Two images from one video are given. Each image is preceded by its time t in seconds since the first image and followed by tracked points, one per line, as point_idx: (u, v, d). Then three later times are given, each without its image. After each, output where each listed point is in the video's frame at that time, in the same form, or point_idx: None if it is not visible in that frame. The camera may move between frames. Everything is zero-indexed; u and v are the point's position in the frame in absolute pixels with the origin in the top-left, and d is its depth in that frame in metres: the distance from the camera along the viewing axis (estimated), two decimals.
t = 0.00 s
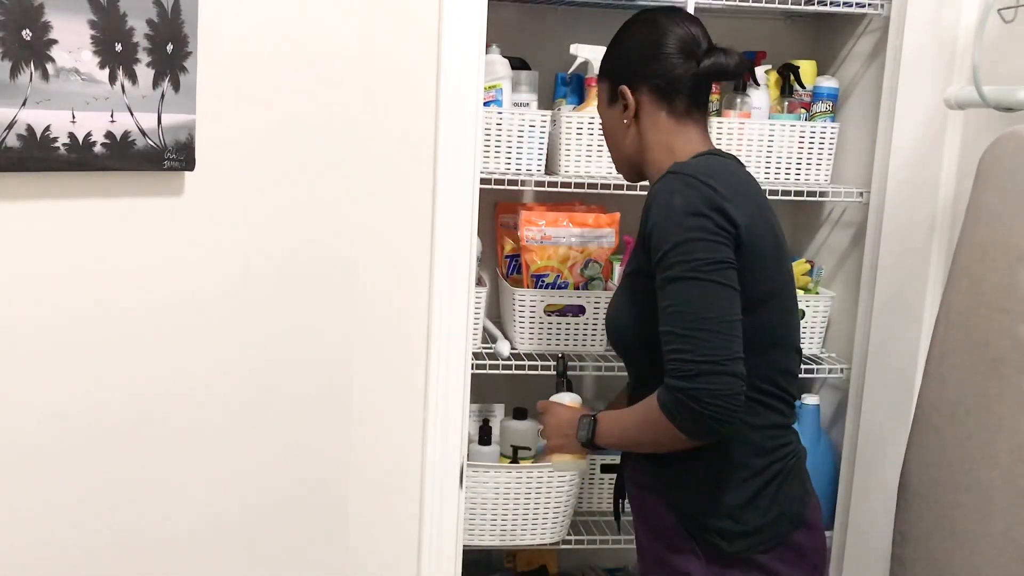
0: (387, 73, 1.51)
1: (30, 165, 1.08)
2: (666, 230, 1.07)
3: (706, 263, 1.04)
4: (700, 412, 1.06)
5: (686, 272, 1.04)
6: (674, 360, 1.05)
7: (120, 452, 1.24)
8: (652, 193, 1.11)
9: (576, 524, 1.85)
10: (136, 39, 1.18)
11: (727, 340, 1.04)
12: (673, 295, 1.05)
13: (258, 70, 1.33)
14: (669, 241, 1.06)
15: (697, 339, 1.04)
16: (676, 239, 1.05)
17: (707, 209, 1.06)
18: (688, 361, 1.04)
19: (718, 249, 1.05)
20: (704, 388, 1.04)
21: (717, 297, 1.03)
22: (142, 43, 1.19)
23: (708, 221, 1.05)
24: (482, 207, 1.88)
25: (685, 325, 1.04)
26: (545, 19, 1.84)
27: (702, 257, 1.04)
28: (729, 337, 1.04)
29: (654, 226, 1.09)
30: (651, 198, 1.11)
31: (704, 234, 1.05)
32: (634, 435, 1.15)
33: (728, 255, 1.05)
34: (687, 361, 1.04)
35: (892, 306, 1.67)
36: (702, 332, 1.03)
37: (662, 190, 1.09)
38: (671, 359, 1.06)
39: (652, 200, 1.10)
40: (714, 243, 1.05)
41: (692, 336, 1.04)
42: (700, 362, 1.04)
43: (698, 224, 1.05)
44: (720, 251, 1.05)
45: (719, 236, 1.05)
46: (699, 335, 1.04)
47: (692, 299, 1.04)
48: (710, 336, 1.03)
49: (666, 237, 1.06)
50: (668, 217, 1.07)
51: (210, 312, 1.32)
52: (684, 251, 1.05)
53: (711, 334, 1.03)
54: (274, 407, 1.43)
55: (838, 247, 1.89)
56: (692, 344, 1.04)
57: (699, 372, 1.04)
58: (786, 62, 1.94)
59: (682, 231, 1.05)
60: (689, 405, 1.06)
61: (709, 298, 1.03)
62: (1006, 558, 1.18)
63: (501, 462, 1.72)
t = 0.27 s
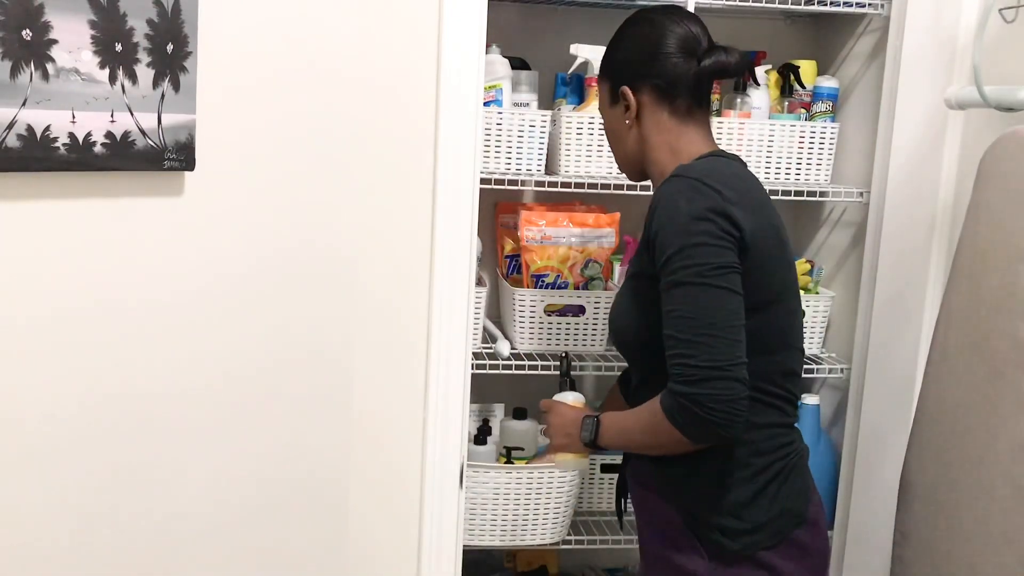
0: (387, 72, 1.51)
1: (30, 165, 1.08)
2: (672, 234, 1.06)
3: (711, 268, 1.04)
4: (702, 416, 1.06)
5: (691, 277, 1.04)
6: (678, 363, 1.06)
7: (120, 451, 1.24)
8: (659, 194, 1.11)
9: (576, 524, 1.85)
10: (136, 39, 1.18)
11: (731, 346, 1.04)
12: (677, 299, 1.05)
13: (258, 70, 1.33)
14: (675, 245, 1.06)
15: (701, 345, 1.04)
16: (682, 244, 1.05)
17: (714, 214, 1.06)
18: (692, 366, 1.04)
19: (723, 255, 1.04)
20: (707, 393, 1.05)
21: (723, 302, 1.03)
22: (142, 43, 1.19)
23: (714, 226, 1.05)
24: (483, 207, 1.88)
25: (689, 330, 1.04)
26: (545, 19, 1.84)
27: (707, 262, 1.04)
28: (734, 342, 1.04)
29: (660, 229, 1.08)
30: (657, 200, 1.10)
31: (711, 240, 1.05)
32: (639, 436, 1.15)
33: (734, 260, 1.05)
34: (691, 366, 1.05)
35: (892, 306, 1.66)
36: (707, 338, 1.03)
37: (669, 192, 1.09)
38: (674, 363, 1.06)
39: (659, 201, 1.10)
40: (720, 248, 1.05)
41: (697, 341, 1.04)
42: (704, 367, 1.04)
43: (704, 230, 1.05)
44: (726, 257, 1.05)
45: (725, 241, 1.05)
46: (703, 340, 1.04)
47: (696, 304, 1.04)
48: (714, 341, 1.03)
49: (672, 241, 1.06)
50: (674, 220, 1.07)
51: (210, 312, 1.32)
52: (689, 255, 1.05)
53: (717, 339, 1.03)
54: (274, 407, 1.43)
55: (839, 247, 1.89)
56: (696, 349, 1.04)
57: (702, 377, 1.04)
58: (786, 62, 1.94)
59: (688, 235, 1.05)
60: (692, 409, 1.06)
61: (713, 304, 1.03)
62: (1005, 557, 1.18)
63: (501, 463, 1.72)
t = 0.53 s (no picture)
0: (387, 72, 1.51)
1: (30, 165, 1.08)
2: (678, 236, 1.06)
3: (717, 275, 1.03)
4: (696, 422, 1.06)
5: (695, 283, 1.04)
6: (678, 366, 1.05)
7: (120, 451, 1.24)
8: (668, 195, 1.10)
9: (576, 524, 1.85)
10: (136, 39, 1.18)
11: (732, 355, 1.04)
12: (680, 303, 1.05)
13: (258, 70, 1.33)
14: (681, 248, 1.05)
15: (702, 351, 1.04)
16: (688, 248, 1.05)
17: (723, 219, 1.05)
18: (692, 371, 1.05)
19: (729, 262, 1.04)
20: (704, 400, 1.05)
21: (726, 310, 1.03)
22: (142, 43, 1.19)
23: (722, 232, 1.05)
24: (482, 207, 1.88)
25: (690, 336, 1.04)
26: (544, 19, 1.84)
27: (712, 268, 1.03)
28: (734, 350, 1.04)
29: (666, 230, 1.08)
30: (666, 200, 1.10)
31: (718, 246, 1.04)
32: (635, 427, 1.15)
33: (739, 267, 1.05)
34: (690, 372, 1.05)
35: (893, 307, 1.66)
36: (708, 344, 1.04)
37: (678, 193, 1.08)
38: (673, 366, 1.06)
39: (668, 202, 1.09)
40: (726, 255, 1.04)
41: (698, 347, 1.04)
42: (704, 374, 1.04)
43: (711, 235, 1.05)
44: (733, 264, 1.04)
45: (732, 248, 1.05)
46: (705, 345, 1.04)
47: (700, 309, 1.04)
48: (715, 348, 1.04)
49: (678, 244, 1.06)
50: (681, 222, 1.06)
51: (210, 312, 1.32)
52: (694, 260, 1.04)
53: (718, 346, 1.04)
54: (274, 407, 1.43)
55: (838, 247, 1.89)
56: (697, 355, 1.04)
57: (703, 384, 1.04)
58: (786, 62, 1.94)
59: (693, 241, 1.05)
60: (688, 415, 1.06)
61: (717, 311, 1.03)
62: (1006, 558, 1.18)
63: (502, 462, 1.72)
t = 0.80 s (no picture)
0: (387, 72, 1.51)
1: (30, 165, 1.08)
2: (685, 247, 1.09)
3: (712, 293, 1.07)
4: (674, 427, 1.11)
5: (694, 297, 1.07)
6: (669, 372, 1.09)
7: (121, 451, 1.24)
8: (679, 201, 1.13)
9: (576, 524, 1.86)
10: (136, 39, 1.18)
11: (716, 370, 1.08)
12: (681, 313, 1.08)
13: (258, 70, 1.33)
14: (687, 260, 1.08)
15: (690, 363, 1.08)
16: (690, 260, 1.08)
17: (728, 238, 1.08)
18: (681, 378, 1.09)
19: (730, 282, 1.07)
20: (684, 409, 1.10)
21: (719, 328, 1.08)
22: (142, 43, 1.19)
23: (725, 252, 1.07)
24: (482, 208, 1.88)
25: (683, 346, 1.08)
26: (545, 19, 1.84)
27: (711, 285, 1.07)
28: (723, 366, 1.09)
29: (673, 237, 1.11)
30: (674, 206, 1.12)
31: (719, 263, 1.07)
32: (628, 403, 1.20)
33: (738, 288, 1.08)
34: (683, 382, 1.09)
35: (893, 307, 1.66)
36: (698, 357, 1.08)
37: (689, 203, 1.11)
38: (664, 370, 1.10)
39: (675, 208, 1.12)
40: (725, 275, 1.07)
41: (689, 358, 1.08)
42: (691, 386, 1.09)
43: (714, 253, 1.07)
44: (731, 284, 1.07)
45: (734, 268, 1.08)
46: (695, 357, 1.08)
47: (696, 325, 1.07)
48: (705, 362, 1.08)
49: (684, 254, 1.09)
50: (686, 233, 1.09)
51: (210, 312, 1.32)
52: (695, 274, 1.08)
53: (708, 361, 1.08)
54: (274, 408, 1.43)
55: (839, 246, 1.89)
56: (686, 365, 1.08)
57: (694, 395, 1.09)
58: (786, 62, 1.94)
59: (696, 255, 1.08)
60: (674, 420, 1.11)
61: (710, 328, 1.07)
62: (1006, 558, 1.18)
63: (501, 462, 1.73)
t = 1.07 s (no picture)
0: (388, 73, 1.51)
1: (30, 165, 1.08)
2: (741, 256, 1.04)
3: (791, 285, 1.03)
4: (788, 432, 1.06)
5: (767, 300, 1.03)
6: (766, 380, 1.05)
7: (121, 451, 1.24)
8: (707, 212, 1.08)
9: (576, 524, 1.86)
10: (136, 39, 1.18)
11: (814, 360, 1.05)
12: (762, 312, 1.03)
13: (258, 70, 1.33)
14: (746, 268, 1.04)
15: (783, 365, 1.04)
16: (755, 268, 1.04)
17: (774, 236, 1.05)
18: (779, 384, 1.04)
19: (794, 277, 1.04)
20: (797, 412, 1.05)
21: (803, 322, 1.04)
22: (142, 43, 1.19)
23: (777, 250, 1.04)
24: (482, 208, 1.88)
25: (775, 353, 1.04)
26: (544, 19, 1.84)
27: (779, 285, 1.03)
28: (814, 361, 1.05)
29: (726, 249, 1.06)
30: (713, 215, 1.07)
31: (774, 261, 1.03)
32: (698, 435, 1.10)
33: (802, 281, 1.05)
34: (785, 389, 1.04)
35: (893, 307, 1.66)
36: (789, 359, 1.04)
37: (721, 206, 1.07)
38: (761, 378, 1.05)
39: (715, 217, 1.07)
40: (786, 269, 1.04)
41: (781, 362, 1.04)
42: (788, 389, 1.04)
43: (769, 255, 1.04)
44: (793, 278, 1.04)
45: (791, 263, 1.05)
46: (787, 361, 1.04)
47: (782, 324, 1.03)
48: (795, 363, 1.04)
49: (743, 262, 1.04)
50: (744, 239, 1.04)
51: (210, 312, 1.32)
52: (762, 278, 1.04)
53: (801, 357, 1.04)
54: (273, 408, 1.43)
55: (839, 247, 1.89)
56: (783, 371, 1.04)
57: (802, 393, 1.04)
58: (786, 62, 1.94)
59: (756, 260, 1.03)
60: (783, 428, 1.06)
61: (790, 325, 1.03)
62: (1006, 558, 1.18)
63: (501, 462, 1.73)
